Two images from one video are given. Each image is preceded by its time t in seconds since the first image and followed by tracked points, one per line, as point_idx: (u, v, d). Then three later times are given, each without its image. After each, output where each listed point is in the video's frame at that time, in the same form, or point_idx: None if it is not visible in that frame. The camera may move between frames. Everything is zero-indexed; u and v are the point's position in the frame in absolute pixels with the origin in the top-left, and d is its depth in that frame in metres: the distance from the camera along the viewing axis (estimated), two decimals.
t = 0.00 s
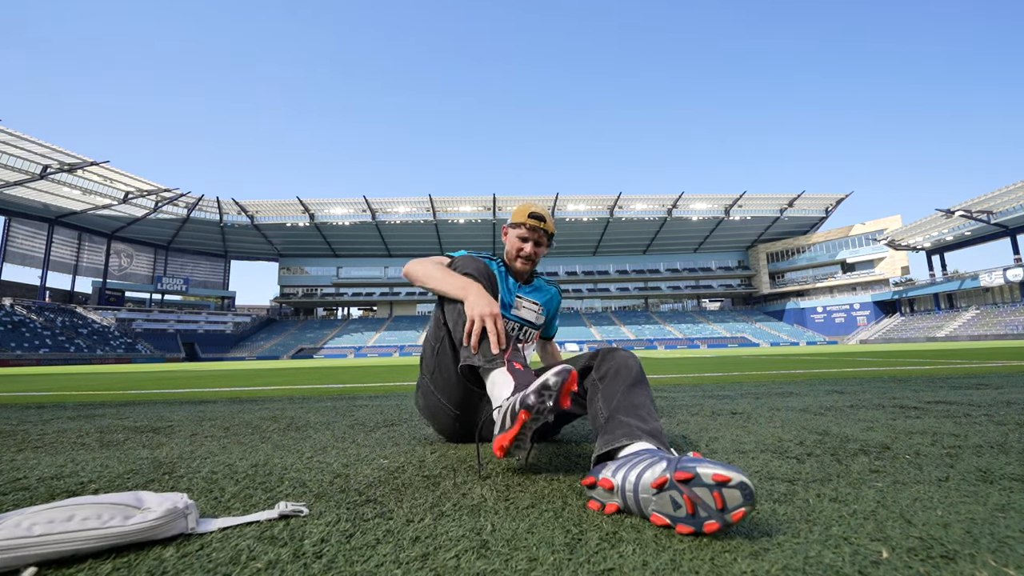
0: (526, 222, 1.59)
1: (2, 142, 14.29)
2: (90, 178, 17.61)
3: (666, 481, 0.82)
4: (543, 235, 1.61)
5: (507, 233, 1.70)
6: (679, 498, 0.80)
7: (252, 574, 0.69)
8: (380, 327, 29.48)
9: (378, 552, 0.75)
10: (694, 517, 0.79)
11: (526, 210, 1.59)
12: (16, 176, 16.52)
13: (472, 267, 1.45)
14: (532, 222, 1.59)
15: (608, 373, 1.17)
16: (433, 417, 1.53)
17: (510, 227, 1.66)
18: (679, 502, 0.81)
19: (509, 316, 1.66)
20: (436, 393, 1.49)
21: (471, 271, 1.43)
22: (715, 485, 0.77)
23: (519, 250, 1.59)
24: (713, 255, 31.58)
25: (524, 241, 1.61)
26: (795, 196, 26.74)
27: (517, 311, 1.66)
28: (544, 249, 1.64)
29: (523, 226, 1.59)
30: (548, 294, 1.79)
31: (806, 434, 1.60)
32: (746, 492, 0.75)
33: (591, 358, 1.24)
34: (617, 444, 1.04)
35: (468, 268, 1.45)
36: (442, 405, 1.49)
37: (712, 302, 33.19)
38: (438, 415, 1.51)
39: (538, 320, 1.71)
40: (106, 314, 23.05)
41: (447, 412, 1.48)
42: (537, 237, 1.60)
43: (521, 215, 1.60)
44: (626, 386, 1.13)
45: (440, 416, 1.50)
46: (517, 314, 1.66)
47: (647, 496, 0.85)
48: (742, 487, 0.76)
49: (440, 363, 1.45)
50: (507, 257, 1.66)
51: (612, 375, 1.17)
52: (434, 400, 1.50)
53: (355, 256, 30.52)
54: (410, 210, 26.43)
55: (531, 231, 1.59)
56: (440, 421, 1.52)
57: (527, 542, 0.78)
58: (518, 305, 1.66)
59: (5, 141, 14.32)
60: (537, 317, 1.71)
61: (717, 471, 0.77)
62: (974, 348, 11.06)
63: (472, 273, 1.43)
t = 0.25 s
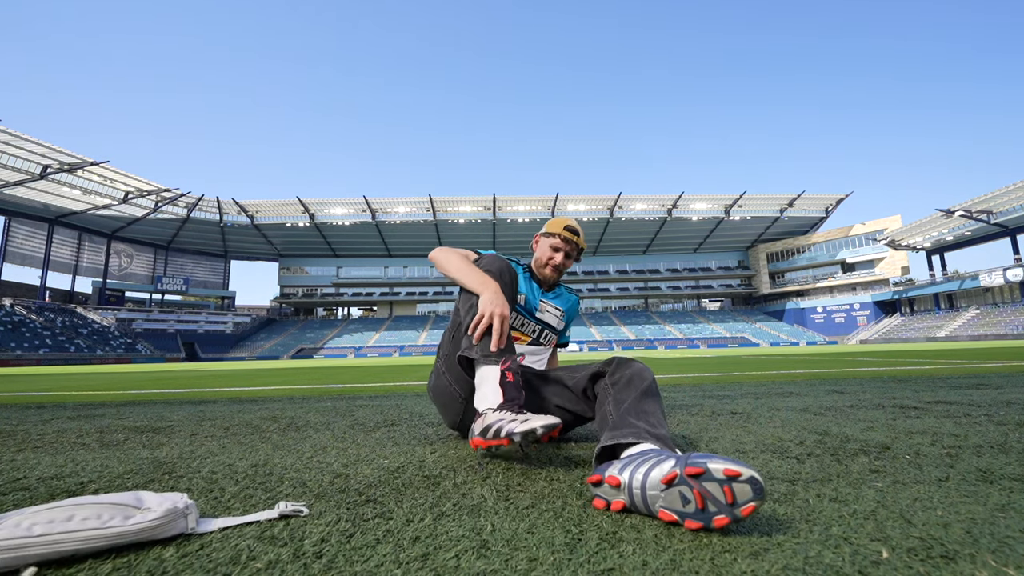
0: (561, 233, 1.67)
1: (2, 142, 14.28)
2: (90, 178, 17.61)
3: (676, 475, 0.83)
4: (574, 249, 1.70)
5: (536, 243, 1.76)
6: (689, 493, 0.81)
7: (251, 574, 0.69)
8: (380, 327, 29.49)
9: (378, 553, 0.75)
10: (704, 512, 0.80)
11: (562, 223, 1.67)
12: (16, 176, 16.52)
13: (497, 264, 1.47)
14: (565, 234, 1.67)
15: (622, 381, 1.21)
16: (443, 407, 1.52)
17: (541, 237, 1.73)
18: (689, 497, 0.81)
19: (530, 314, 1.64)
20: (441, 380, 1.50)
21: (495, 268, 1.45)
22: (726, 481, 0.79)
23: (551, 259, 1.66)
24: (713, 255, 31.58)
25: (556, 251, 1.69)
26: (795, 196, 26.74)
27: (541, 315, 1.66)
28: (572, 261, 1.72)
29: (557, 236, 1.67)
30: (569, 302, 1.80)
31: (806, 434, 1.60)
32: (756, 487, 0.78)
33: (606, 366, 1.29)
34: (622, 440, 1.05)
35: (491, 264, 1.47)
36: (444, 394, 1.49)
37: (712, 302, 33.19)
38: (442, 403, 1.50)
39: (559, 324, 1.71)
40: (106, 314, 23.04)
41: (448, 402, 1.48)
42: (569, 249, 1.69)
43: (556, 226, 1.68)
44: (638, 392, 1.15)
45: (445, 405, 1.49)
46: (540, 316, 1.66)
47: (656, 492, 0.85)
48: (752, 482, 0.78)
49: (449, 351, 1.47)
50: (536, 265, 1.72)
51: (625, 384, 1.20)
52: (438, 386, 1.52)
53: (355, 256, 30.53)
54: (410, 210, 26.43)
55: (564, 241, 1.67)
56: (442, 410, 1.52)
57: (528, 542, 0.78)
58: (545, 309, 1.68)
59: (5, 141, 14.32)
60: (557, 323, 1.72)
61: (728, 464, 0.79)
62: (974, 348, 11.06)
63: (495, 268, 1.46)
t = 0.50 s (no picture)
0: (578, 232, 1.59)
1: (2, 142, 14.29)
2: (90, 178, 17.61)
3: (678, 473, 0.83)
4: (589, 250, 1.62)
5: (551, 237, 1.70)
6: (691, 490, 0.81)
7: (251, 574, 0.69)
8: (380, 327, 29.49)
9: (378, 552, 0.75)
10: (706, 510, 0.80)
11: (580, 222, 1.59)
12: (16, 176, 16.52)
13: (511, 266, 1.43)
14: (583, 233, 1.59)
15: (629, 393, 1.21)
16: (452, 402, 1.51)
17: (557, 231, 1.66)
18: (692, 495, 0.81)
19: (542, 314, 1.64)
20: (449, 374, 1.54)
21: (509, 271, 1.42)
22: (730, 477, 0.79)
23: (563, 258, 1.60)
24: (713, 255, 31.59)
25: (570, 249, 1.61)
26: (795, 196, 26.74)
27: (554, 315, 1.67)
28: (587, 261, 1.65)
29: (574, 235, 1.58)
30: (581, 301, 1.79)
31: (806, 434, 1.60)
32: (759, 485, 0.78)
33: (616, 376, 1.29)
34: (626, 444, 1.05)
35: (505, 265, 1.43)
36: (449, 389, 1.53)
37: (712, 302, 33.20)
38: (449, 397, 1.53)
39: (569, 324, 1.72)
40: (106, 314, 23.06)
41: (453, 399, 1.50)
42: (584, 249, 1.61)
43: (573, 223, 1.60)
44: (645, 405, 1.14)
45: (450, 399, 1.52)
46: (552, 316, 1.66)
47: (657, 490, 0.85)
48: (755, 479, 0.79)
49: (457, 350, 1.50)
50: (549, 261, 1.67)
51: (632, 396, 1.20)
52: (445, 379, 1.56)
53: (355, 256, 30.52)
54: (410, 210, 26.43)
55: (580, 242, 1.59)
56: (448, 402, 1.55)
57: (527, 542, 0.78)
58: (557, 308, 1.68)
59: (6, 141, 14.32)
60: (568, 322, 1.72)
61: (732, 462, 0.79)
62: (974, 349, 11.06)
63: (508, 270, 1.43)
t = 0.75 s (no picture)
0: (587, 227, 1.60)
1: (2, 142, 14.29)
2: (90, 178, 17.61)
3: (678, 474, 0.83)
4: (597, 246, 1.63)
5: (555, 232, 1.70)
6: (692, 491, 0.81)
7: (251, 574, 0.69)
8: (380, 327, 29.50)
9: (378, 552, 0.75)
10: (707, 512, 0.80)
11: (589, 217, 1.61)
12: (16, 176, 16.51)
13: (528, 266, 1.40)
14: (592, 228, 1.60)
15: (631, 393, 1.21)
16: (454, 399, 1.50)
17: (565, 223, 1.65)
18: (691, 496, 0.82)
19: (545, 316, 1.63)
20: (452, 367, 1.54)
21: (527, 272, 1.39)
22: (730, 479, 0.79)
23: (568, 253, 1.58)
24: (713, 255, 31.59)
25: (577, 244, 1.60)
26: (795, 196, 26.73)
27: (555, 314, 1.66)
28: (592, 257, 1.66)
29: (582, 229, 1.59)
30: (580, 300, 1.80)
31: (806, 434, 1.60)
32: (759, 486, 0.78)
33: (618, 376, 1.28)
34: (626, 444, 1.05)
35: (522, 264, 1.40)
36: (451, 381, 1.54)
37: (712, 302, 33.20)
38: (449, 390, 1.53)
39: (570, 322, 1.72)
40: (106, 314, 23.06)
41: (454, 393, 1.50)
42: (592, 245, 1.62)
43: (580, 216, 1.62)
44: (646, 405, 1.14)
45: (451, 392, 1.52)
46: (554, 315, 1.65)
47: (658, 491, 0.85)
48: (755, 481, 0.78)
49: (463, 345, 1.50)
50: (553, 255, 1.65)
51: (634, 395, 1.20)
52: (447, 372, 1.56)
53: (355, 256, 30.54)
54: (410, 210, 26.43)
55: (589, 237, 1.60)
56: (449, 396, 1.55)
57: (528, 542, 0.78)
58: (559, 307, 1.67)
59: (5, 141, 14.32)
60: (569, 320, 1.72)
61: (733, 463, 0.79)
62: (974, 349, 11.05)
63: (524, 270, 1.39)
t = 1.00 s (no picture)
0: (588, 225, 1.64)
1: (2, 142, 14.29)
2: (90, 178, 17.62)
3: (678, 474, 0.83)
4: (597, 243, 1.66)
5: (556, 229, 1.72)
6: (691, 491, 0.81)
7: (251, 574, 0.69)
8: (380, 327, 29.49)
9: (378, 552, 0.75)
10: (707, 511, 0.80)
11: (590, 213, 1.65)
12: (16, 176, 16.51)
13: (538, 269, 1.40)
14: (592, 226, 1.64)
15: (629, 393, 1.21)
16: (453, 398, 1.51)
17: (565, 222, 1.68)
18: (692, 496, 0.81)
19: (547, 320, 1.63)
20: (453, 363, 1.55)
21: (539, 273, 1.38)
22: (730, 479, 0.79)
23: (571, 249, 1.61)
24: (713, 255, 31.58)
25: (579, 241, 1.64)
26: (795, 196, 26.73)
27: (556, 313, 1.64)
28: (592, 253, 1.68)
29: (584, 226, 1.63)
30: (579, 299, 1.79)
31: (806, 434, 1.59)
32: (759, 485, 0.78)
33: (616, 376, 1.28)
34: (626, 444, 1.05)
35: (531, 265, 1.40)
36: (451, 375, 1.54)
37: (712, 301, 33.20)
38: (449, 386, 1.53)
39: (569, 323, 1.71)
40: (106, 314, 23.05)
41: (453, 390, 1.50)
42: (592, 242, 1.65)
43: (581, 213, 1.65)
44: (645, 404, 1.15)
45: (450, 388, 1.52)
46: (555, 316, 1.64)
47: (657, 491, 0.85)
48: (755, 480, 0.78)
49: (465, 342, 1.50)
50: (555, 253, 1.66)
51: (632, 395, 1.20)
52: (447, 370, 1.56)
53: (355, 256, 30.53)
54: (410, 210, 26.42)
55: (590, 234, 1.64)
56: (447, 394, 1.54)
57: (528, 542, 0.78)
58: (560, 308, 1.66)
59: (5, 141, 14.32)
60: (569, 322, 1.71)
61: (733, 463, 0.79)
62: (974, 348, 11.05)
63: (535, 272, 1.39)
